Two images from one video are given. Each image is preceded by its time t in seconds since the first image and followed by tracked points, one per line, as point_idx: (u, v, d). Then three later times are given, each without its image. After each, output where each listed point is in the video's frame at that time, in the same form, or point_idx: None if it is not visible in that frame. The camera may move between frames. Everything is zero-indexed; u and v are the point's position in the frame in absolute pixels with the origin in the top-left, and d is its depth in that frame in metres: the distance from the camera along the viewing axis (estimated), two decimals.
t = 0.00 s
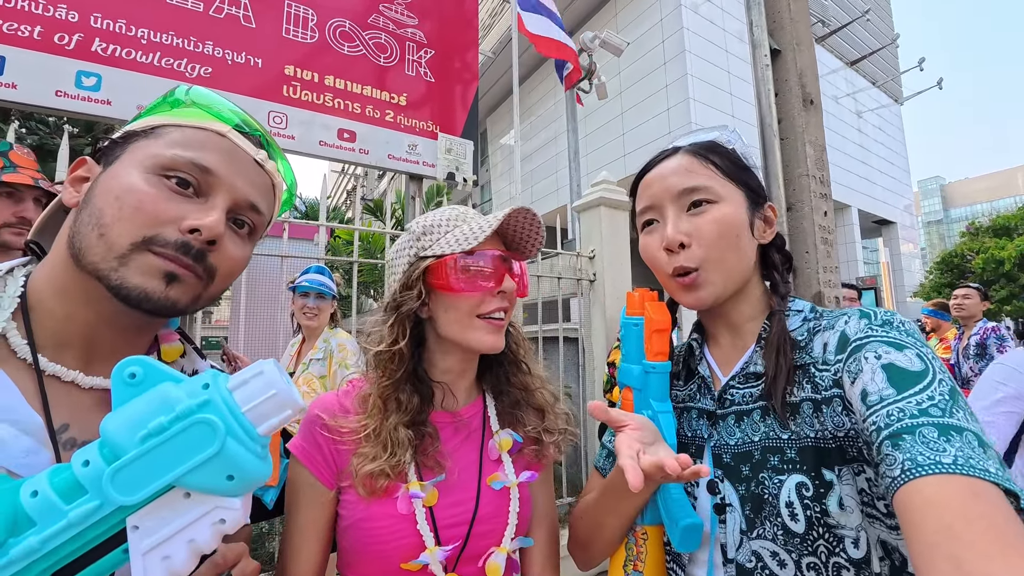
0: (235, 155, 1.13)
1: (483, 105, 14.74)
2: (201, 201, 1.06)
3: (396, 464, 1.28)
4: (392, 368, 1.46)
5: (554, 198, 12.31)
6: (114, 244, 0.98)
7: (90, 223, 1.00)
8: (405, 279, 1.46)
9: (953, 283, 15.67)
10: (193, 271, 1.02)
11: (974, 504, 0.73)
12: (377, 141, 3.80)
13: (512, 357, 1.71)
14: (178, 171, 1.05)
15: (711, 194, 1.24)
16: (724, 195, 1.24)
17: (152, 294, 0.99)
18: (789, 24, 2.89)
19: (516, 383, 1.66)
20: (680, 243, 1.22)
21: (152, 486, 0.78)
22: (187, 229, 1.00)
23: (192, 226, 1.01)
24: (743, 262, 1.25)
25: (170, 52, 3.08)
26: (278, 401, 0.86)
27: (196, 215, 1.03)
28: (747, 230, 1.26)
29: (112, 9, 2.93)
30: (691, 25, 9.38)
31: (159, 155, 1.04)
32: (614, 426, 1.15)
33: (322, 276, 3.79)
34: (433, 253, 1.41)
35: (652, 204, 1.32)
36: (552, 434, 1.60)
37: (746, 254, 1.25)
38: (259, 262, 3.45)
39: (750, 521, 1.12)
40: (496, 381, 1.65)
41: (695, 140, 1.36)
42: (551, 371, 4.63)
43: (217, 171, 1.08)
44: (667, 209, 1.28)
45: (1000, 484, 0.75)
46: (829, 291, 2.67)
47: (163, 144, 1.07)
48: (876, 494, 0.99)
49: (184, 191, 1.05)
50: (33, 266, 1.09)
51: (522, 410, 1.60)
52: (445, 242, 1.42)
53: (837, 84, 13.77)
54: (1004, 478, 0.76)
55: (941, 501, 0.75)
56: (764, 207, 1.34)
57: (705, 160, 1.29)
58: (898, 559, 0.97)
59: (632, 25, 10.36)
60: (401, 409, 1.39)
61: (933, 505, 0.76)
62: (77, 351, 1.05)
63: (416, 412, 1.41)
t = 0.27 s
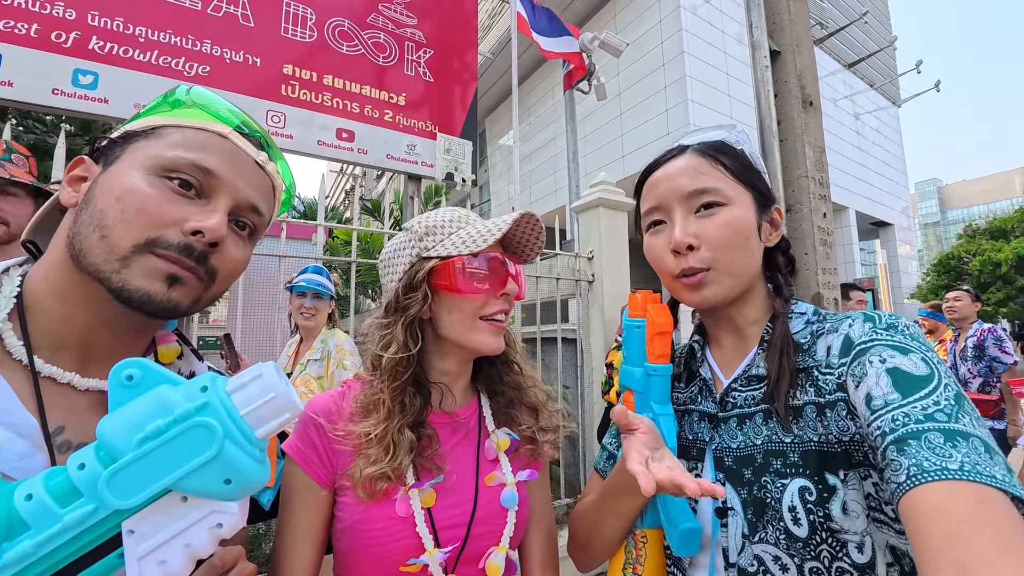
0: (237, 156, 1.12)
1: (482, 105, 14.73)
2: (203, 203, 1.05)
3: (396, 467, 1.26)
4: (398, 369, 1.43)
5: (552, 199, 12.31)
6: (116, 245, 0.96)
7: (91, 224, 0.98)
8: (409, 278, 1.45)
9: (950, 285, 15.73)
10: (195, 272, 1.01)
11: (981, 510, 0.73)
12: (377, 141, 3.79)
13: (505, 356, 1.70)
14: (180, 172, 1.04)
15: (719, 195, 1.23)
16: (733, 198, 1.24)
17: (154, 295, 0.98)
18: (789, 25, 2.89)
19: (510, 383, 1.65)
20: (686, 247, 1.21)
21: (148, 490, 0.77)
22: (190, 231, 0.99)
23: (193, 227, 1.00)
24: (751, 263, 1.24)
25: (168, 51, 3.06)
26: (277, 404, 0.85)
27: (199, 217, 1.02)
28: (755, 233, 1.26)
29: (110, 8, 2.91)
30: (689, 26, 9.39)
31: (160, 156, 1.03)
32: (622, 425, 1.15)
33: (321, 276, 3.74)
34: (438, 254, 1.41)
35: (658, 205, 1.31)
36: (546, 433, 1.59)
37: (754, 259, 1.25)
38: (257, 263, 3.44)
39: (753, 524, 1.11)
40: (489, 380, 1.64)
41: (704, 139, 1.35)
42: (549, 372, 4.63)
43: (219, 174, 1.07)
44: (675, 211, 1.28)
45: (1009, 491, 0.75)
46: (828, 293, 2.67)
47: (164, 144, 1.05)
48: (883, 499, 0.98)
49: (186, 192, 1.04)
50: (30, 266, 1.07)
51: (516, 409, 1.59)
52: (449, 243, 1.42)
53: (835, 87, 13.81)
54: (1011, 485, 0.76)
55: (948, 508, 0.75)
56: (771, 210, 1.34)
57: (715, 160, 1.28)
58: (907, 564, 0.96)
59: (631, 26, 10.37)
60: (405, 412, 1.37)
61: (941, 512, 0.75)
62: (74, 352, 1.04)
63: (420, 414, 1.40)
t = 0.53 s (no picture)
0: (240, 155, 1.13)
1: (481, 106, 14.75)
2: (208, 201, 1.06)
3: (402, 461, 1.26)
4: (394, 368, 1.44)
5: (551, 200, 12.33)
6: (124, 243, 0.97)
7: (97, 219, 0.98)
8: (409, 280, 1.45)
9: (946, 287, 15.82)
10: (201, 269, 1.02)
11: (974, 505, 0.74)
12: (376, 141, 3.80)
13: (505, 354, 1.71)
14: (186, 171, 1.04)
15: (721, 194, 1.24)
16: (732, 197, 1.25)
17: (160, 292, 0.99)
18: (787, 27, 2.91)
19: (511, 380, 1.66)
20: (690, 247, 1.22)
21: (151, 482, 0.78)
22: (196, 229, 1.00)
23: (199, 223, 1.01)
24: (752, 261, 1.26)
25: (169, 49, 3.07)
26: (279, 398, 0.86)
27: (205, 215, 1.03)
28: (755, 232, 1.27)
29: (110, 6, 2.91)
30: (688, 28, 9.43)
31: (166, 155, 1.04)
32: (645, 431, 1.04)
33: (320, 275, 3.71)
34: (438, 255, 1.41)
35: (658, 205, 1.32)
36: (545, 430, 1.61)
37: (754, 256, 1.26)
38: (257, 264, 3.46)
39: (753, 520, 1.12)
40: (492, 379, 1.65)
41: (707, 137, 1.35)
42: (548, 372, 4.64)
43: (223, 171, 1.08)
44: (676, 210, 1.28)
45: (1004, 487, 0.76)
46: (825, 293, 2.69)
47: (169, 143, 1.06)
48: (881, 495, 0.99)
49: (192, 189, 1.04)
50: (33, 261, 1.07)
51: (516, 406, 1.60)
52: (450, 245, 1.43)
53: (833, 89, 13.87)
54: (1009, 481, 0.77)
55: (942, 502, 0.76)
56: (772, 208, 1.35)
57: (715, 159, 1.29)
58: (906, 559, 0.97)
59: (629, 28, 10.40)
60: (407, 410, 1.37)
61: (935, 505, 0.76)
62: (76, 347, 1.04)
63: (421, 410, 1.41)
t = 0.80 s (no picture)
0: (229, 150, 1.11)
1: (479, 107, 14.74)
2: (197, 198, 1.05)
3: (399, 461, 1.25)
4: (386, 367, 1.44)
5: (549, 201, 12.33)
6: (112, 242, 0.95)
7: (82, 217, 0.96)
8: (407, 280, 1.43)
9: (942, 289, 15.91)
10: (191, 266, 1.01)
11: (983, 509, 0.73)
12: (374, 140, 3.78)
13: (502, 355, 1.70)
14: (174, 167, 1.03)
15: (722, 195, 1.23)
16: (732, 198, 1.24)
17: (152, 291, 0.97)
18: (786, 29, 2.91)
19: (511, 381, 1.65)
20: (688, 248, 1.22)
21: (134, 485, 0.76)
22: (186, 228, 0.99)
23: (189, 221, 0.99)
24: (754, 263, 1.25)
25: (165, 48, 3.05)
26: (267, 398, 0.84)
27: (195, 213, 1.02)
28: (758, 233, 1.26)
29: (106, 4, 2.89)
30: (686, 30, 9.45)
31: (152, 151, 1.02)
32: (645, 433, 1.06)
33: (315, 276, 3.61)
34: (436, 256, 1.40)
35: (659, 208, 1.32)
36: (544, 430, 1.61)
37: (758, 257, 1.25)
38: (251, 260, 3.34)
39: (757, 524, 1.12)
40: (492, 381, 1.63)
41: (705, 139, 1.35)
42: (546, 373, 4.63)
43: (211, 168, 1.06)
44: (676, 213, 1.28)
45: (1012, 491, 0.75)
46: (822, 295, 2.70)
47: (154, 138, 1.03)
48: (886, 498, 0.98)
49: (181, 185, 1.03)
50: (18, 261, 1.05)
51: (515, 407, 1.59)
52: (448, 246, 1.41)
53: (830, 91, 13.93)
54: (1016, 485, 0.76)
55: (951, 506, 0.75)
56: (775, 209, 1.34)
57: (715, 160, 1.28)
58: (910, 564, 0.96)
59: (628, 29, 10.41)
60: (402, 410, 1.36)
61: (943, 510, 0.76)
62: (60, 346, 1.03)
63: (418, 410, 1.39)
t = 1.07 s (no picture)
0: (223, 150, 1.11)
1: (477, 108, 14.74)
2: (192, 200, 1.04)
3: (398, 462, 1.25)
4: (386, 369, 1.43)
5: (547, 202, 12.34)
6: (109, 247, 0.94)
7: (77, 222, 0.95)
8: (406, 282, 1.43)
9: (937, 291, 16.00)
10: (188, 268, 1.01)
11: (984, 512, 0.74)
12: (372, 141, 3.78)
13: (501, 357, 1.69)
14: (169, 169, 1.02)
15: (721, 197, 1.24)
16: (731, 199, 1.24)
17: (151, 297, 0.97)
18: (783, 31, 2.92)
19: (510, 382, 1.65)
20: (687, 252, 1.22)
21: (126, 493, 0.76)
22: (183, 231, 0.99)
23: (186, 225, 0.99)
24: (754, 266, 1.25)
25: (162, 47, 3.03)
26: (261, 404, 0.83)
27: (191, 216, 1.01)
28: (758, 233, 1.26)
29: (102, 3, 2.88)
30: (683, 32, 9.47)
31: (146, 153, 1.00)
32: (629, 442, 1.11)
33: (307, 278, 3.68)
34: (436, 258, 1.39)
35: (660, 209, 1.32)
36: (543, 432, 1.60)
37: (757, 258, 1.26)
38: (248, 260, 3.33)
39: (756, 525, 1.12)
40: (491, 382, 1.63)
41: (704, 141, 1.35)
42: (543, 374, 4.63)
43: (206, 170, 1.05)
44: (676, 214, 1.28)
45: (1012, 494, 0.75)
46: (820, 296, 2.71)
47: (147, 140, 1.02)
48: (886, 500, 0.99)
49: (177, 188, 1.02)
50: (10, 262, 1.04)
51: (514, 408, 1.59)
52: (448, 247, 1.41)
53: (826, 94, 14.00)
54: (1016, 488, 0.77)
55: (951, 509, 0.75)
56: (775, 208, 1.34)
57: (714, 161, 1.28)
58: (909, 564, 0.97)
59: (626, 31, 10.44)
60: (401, 412, 1.35)
61: (944, 513, 0.76)
62: (52, 350, 1.02)
63: (417, 412, 1.39)
